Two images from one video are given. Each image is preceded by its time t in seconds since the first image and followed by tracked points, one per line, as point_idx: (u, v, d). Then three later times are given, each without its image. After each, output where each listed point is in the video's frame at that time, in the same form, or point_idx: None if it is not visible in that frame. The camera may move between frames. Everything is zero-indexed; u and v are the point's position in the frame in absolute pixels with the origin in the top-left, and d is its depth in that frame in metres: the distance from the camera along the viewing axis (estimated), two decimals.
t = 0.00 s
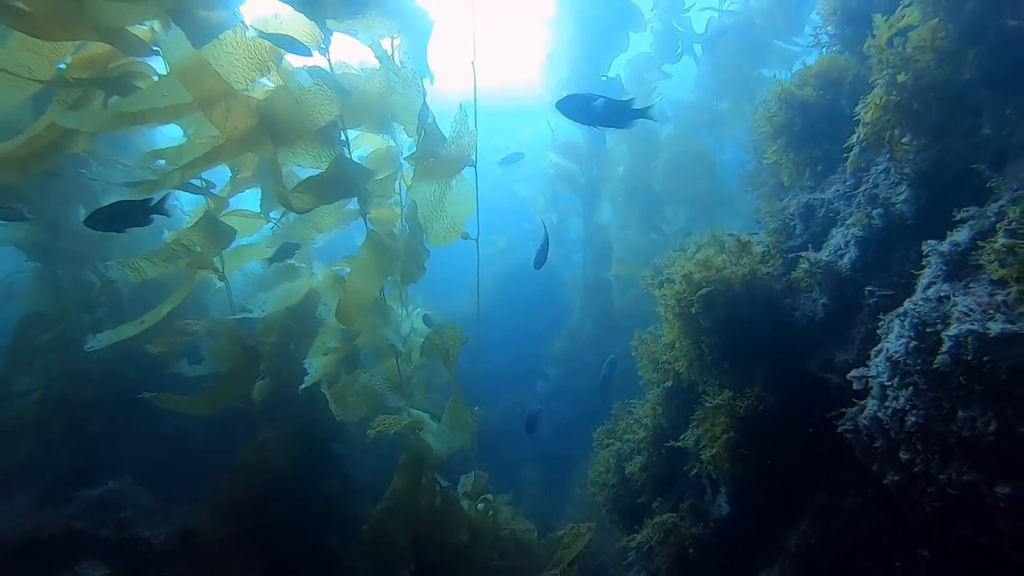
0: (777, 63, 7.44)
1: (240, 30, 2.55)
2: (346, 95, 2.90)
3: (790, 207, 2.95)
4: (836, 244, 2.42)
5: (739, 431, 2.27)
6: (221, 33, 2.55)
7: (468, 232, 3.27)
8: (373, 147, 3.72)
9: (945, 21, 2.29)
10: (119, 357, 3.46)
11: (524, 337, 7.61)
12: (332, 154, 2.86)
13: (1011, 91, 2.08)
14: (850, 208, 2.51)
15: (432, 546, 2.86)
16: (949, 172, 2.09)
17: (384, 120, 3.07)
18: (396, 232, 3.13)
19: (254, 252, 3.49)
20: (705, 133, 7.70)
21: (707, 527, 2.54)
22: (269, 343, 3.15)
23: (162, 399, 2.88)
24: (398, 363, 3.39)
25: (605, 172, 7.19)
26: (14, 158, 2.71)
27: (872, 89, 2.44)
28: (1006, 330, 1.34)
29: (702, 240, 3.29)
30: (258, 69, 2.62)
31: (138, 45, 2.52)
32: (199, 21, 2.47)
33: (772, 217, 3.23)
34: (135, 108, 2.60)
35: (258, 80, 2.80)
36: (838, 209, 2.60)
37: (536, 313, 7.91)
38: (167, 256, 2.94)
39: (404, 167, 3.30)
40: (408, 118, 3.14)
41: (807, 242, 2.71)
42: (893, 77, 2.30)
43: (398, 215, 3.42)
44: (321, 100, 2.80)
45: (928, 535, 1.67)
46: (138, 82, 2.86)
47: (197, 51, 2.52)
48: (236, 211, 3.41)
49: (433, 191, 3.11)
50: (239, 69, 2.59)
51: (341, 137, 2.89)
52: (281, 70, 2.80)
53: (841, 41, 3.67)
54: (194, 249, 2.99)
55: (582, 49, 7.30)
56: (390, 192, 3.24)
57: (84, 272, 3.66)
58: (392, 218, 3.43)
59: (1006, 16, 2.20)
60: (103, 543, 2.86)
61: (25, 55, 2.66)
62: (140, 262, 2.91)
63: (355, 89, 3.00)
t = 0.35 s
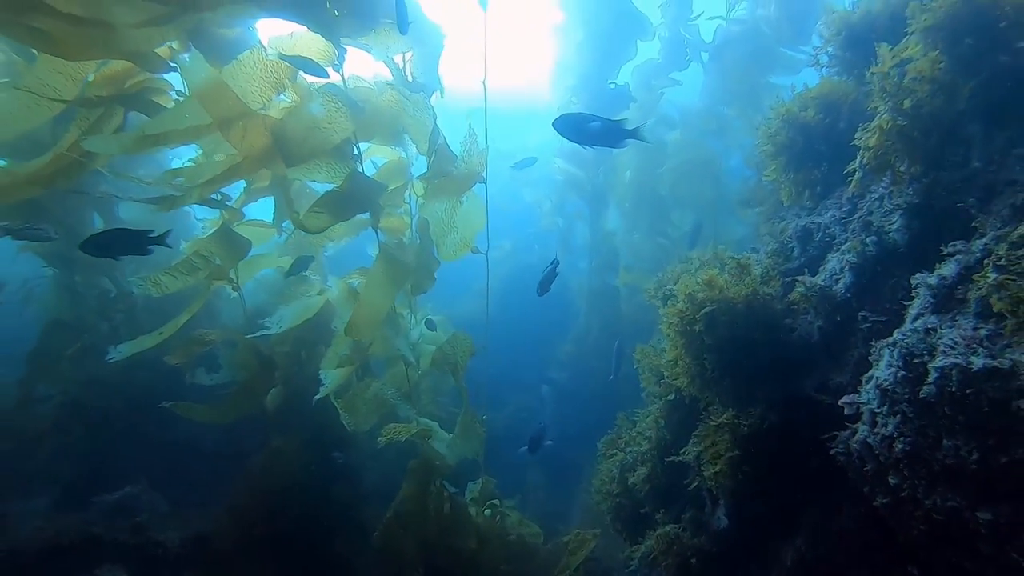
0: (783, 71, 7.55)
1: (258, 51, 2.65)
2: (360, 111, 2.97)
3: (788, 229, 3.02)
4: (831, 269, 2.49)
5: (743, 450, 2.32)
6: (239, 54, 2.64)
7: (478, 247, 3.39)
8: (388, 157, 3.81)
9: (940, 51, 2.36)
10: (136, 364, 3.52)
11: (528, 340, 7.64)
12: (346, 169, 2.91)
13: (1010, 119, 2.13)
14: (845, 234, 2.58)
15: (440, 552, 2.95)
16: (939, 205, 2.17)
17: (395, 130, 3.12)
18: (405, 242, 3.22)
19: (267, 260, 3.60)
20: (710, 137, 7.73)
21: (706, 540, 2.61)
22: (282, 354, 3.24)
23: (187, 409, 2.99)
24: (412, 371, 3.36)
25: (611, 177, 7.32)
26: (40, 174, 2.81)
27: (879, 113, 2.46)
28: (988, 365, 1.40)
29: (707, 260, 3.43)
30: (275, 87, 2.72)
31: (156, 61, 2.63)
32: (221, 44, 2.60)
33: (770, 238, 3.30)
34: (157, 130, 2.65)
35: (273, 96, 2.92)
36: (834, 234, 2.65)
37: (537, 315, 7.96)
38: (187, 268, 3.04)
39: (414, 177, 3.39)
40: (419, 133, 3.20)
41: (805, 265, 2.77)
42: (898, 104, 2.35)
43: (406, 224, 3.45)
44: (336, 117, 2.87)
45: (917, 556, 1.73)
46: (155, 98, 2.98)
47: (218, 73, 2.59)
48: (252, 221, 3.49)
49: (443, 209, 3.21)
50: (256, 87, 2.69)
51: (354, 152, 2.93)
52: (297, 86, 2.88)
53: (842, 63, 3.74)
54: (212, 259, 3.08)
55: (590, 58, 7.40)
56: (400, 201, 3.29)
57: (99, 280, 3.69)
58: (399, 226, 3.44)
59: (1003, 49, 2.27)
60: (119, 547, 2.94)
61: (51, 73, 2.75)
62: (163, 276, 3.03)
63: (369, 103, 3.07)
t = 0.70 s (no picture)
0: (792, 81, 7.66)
1: (276, 77, 2.70)
2: (375, 133, 2.95)
3: (792, 256, 3.04)
4: (834, 301, 2.50)
5: (754, 477, 2.33)
6: (255, 81, 2.69)
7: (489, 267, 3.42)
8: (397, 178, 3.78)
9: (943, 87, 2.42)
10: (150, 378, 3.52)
11: (535, 347, 7.71)
12: (359, 190, 2.93)
13: (1000, 164, 2.24)
14: (848, 265, 2.60)
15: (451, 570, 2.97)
16: (939, 245, 2.15)
17: (408, 148, 3.12)
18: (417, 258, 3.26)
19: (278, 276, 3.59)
20: (716, 140, 7.82)
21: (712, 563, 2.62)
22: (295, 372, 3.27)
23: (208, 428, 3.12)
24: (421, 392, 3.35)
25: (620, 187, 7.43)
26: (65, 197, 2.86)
27: (886, 148, 2.45)
28: (986, 411, 1.43)
29: (715, 288, 3.40)
30: (290, 111, 2.76)
31: (174, 90, 2.67)
32: (235, 69, 2.66)
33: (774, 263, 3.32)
34: (174, 159, 2.72)
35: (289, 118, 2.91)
36: (838, 264, 2.67)
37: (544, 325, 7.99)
38: (207, 286, 3.11)
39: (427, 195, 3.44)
40: (431, 156, 3.24)
41: (808, 295, 2.79)
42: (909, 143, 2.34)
43: (417, 238, 3.57)
44: (349, 139, 2.88)
45: None
46: (170, 119, 2.96)
47: (234, 102, 2.64)
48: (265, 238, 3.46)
49: (456, 233, 3.26)
50: (272, 113, 2.74)
51: (368, 172, 2.96)
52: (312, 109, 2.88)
53: (849, 89, 3.80)
54: (229, 278, 3.13)
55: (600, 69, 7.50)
56: (411, 219, 3.27)
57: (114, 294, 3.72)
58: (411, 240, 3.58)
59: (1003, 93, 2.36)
60: (134, 562, 2.95)
61: (72, 100, 2.76)
62: (183, 297, 3.07)
63: (383, 123, 3.08)
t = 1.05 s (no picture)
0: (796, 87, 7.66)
1: (282, 92, 2.69)
2: (383, 147, 2.94)
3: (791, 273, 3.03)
4: (833, 320, 2.53)
5: (758, 495, 2.31)
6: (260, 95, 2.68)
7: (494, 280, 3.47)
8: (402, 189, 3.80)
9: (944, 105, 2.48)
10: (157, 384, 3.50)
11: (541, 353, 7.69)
12: (367, 202, 2.96)
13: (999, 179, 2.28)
14: (847, 285, 2.62)
15: None
16: (933, 269, 2.18)
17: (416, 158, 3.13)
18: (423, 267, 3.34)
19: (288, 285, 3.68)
20: (720, 142, 7.85)
21: None
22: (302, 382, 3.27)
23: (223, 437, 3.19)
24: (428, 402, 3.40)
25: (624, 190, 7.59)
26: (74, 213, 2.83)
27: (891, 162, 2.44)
28: (978, 440, 1.44)
29: (713, 304, 3.38)
30: (297, 125, 2.74)
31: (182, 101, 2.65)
32: (243, 83, 2.63)
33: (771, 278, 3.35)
34: (184, 175, 2.78)
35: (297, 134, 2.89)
36: (836, 283, 2.70)
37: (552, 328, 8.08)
38: (218, 298, 3.14)
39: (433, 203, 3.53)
40: (434, 169, 3.22)
41: (806, 314, 2.79)
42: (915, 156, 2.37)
43: (423, 246, 3.69)
44: (356, 154, 2.86)
45: None
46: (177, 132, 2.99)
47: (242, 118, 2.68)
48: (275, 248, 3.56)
49: (462, 248, 3.33)
50: (278, 128, 2.70)
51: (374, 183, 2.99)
52: (319, 122, 2.87)
53: (850, 104, 3.84)
54: (239, 289, 3.15)
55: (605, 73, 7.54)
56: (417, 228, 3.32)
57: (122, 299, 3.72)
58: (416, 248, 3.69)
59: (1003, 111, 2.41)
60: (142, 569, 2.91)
61: (81, 115, 2.79)
62: (193, 309, 3.09)
63: (391, 135, 3.09)
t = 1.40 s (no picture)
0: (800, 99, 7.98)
1: (291, 111, 2.67)
2: (389, 166, 2.91)
3: (790, 296, 3.00)
4: (833, 347, 2.52)
5: (764, 523, 2.29)
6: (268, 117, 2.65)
7: (500, 298, 3.47)
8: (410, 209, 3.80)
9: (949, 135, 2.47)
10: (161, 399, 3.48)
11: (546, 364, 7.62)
12: (373, 222, 2.92)
13: (999, 212, 2.31)
14: (847, 312, 2.61)
15: None
16: (933, 301, 2.19)
17: (423, 174, 3.12)
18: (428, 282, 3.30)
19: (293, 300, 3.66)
20: (724, 152, 8.07)
21: None
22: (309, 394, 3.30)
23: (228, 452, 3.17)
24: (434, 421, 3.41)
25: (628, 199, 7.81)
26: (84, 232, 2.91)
27: (897, 189, 2.47)
28: (976, 480, 1.47)
29: (717, 327, 3.33)
30: (303, 146, 2.71)
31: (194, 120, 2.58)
32: (252, 103, 2.74)
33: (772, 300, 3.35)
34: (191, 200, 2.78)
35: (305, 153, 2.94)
36: (836, 310, 2.69)
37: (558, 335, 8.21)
38: (227, 315, 3.12)
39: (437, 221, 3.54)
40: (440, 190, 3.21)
41: (806, 341, 2.79)
42: (918, 190, 2.36)
43: (429, 260, 3.68)
44: (361, 173, 2.82)
45: None
46: (187, 152, 2.95)
47: (250, 141, 2.71)
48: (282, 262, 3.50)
49: (468, 268, 3.30)
50: (285, 150, 2.67)
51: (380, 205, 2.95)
52: (327, 140, 2.84)
53: (852, 127, 3.85)
54: (249, 306, 3.12)
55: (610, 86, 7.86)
56: (424, 242, 3.38)
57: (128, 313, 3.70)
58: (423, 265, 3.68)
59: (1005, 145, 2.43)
60: None
61: (91, 136, 2.79)
62: (202, 328, 3.08)
63: (397, 152, 3.08)
